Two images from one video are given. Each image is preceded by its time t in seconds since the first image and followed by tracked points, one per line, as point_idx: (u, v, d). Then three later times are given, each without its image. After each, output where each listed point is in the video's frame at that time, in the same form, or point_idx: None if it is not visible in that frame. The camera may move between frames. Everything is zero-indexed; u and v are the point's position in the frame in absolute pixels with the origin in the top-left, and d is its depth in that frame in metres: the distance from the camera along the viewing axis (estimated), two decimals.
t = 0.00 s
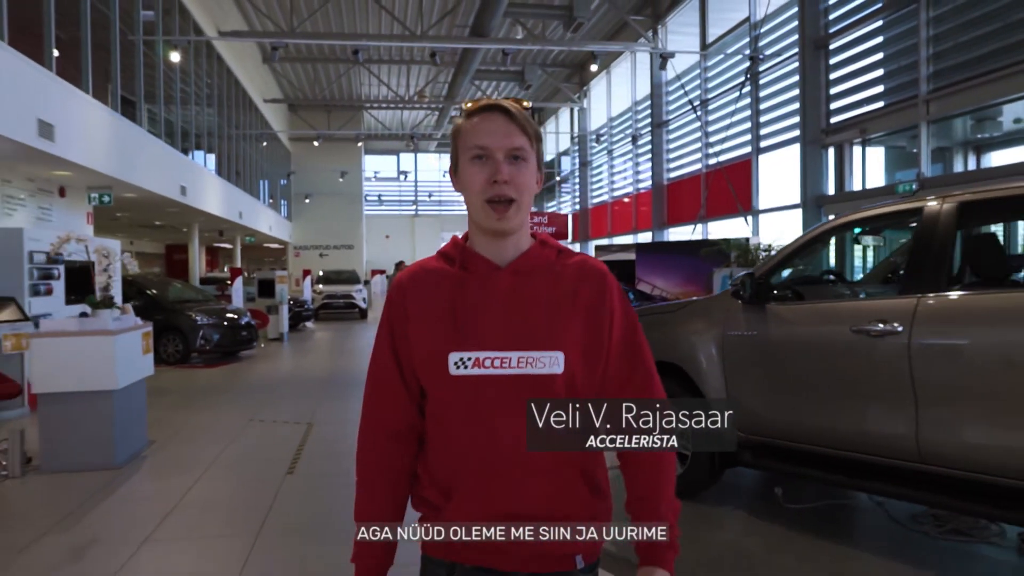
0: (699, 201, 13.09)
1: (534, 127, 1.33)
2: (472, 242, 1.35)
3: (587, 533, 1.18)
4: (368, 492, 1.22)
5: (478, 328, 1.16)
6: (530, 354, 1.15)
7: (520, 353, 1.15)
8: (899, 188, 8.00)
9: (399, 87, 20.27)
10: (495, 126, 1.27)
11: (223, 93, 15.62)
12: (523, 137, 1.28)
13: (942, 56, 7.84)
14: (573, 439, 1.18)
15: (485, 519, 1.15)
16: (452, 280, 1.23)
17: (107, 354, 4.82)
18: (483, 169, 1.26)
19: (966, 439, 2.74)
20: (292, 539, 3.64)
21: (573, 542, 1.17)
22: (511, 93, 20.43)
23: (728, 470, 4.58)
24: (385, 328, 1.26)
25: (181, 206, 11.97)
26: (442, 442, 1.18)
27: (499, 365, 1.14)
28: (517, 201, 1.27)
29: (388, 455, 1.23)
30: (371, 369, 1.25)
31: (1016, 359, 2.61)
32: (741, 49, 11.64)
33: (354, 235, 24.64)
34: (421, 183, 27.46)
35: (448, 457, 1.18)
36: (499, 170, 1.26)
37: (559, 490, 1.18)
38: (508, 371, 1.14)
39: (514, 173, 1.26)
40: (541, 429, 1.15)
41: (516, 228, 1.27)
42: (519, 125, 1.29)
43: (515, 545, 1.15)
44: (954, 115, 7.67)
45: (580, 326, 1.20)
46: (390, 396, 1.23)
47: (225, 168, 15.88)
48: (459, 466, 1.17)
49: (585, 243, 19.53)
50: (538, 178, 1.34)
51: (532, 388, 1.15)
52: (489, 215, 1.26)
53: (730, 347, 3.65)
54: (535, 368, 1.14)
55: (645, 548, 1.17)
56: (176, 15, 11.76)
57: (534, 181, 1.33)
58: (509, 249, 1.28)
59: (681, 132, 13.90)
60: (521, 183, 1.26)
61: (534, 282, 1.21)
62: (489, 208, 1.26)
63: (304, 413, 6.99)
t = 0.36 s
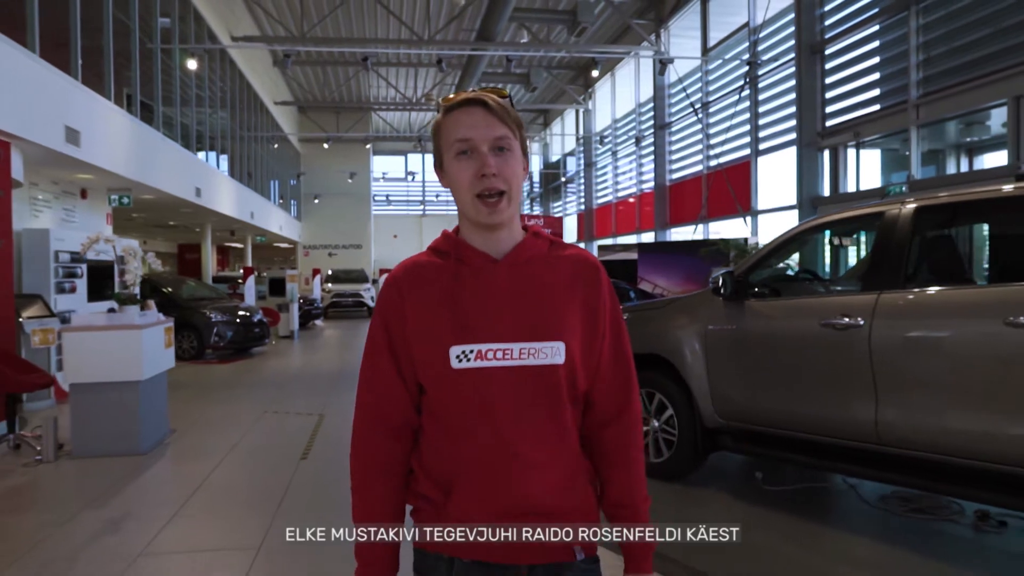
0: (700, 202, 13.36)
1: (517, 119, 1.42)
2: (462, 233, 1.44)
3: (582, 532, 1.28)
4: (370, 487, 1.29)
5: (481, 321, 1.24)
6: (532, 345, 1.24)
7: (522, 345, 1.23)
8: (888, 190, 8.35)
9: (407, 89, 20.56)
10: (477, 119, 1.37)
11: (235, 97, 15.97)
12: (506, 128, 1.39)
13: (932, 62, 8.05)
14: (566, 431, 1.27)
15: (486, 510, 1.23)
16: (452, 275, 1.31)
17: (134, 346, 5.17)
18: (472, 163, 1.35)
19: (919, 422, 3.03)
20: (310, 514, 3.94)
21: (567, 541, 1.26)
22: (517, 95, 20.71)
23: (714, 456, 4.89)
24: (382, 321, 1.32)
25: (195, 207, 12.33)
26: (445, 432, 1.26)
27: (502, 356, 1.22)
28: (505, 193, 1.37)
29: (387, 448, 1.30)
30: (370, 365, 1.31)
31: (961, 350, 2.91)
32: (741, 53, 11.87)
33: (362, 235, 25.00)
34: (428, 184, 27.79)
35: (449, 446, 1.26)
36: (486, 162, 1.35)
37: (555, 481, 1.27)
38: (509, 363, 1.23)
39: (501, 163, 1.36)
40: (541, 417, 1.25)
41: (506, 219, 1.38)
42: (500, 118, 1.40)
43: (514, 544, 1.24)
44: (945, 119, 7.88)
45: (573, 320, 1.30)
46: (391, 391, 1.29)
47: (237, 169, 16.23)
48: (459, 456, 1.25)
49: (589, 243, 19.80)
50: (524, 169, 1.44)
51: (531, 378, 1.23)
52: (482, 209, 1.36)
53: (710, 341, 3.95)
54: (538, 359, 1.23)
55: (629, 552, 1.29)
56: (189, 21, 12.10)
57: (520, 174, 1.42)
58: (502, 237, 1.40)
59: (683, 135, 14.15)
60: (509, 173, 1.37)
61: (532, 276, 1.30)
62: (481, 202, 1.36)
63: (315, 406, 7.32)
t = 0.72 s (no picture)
0: (701, 203, 13.65)
1: (563, 139, 1.45)
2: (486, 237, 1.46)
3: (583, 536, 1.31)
4: (382, 479, 1.23)
5: (500, 328, 1.27)
6: (545, 355, 1.27)
7: (536, 354, 1.27)
8: (880, 192, 8.62)
9: (414, 92, 20.87)
10: (527, 133, 1.39)
11: (246, 99, 16.33)
12: (553, 148, 1.41)
13: (922, 68, 8.27)
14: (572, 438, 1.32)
15: (493, 508, 1.25)
16: (472, 277, 1.33)
17: (159, 341, 5.51)
18: (514, 175, 1.36)
19: (881, 408, 3.31)
20: (327, 495, 4.23)
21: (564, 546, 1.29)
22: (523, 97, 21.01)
23: (705, 444, 5.18)
24: (400, 317, 1.30)
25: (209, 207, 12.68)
26: (458, 434, 1.26)
27: (516, 364, 1.25)
28: (540, 211, 1.39)
29: (400, 440, 1.25)
30: (386, 357, 1.28)
31: (919, 343, 3.17)
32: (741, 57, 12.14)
33: (370, 235, 25.35)
34: (436, 184, 28.12)
35: (462, 448, 1.26)
36: (528, 177, 1.36)
37: (558, 485, 1.30)
38: (523, 370, 1.25)
39: (542, 180, 1.38)
40: (551, 425, 1.27)
41: (535, 233, 1.41)
42: (549, 136, 1.42)
43: (513, 544, 1.26)
44: (937, 124, 8.08)
45: (582, 333, 1.36)
46: (407, 383, 1.26)
47: (249, 170, 16.57)
48: (472, 453, 1.25)
49: (594, 243, 20.08)
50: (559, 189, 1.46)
51: (544, 387, 1.27)
52: (516, 219, 1.37)
53: (698, 335, 4.24)
54: (550, 369, 1.27)
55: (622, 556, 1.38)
56: (202, 28, 12.40)
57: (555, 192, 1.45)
58: (527, 246, 1.43)
59: (686, 137, 14.41)
60: (547, 190, 1.39)
61: (547, 288, 1.35)
62: (515, 213, 1.38)
63: (326, 399, 7.64)
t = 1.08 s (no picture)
0: (702, 203, 13.92)
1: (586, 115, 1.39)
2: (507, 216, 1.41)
3: (586, 536, 1.22)
4: (383, 456, 1.26)
5: (503, 306, 1.21)
6: (546, 337, 1.19)
7: (537, 335, 1.19)
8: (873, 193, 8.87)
9: (421, 93, 21.15)
10: (553, 107, 1.35)
11: (257, 102, 16.66)
12: (574, 123, 1.36)
13: (913, 72, 8.49)
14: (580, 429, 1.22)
15: (491, 497, 1.20)
16: (478, 256, 1.29)
17: (179, 336, 5.84)
18: (532, 146, 1.32)
19: (851, 395, 3.57)
20: (338, 479, 4.52)
21: (567, 544, 1.21)
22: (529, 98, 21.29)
23: (697, 433, 5.45)
24: (414, 296, 1.30)
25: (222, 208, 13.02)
26: (455, 415, 1.23)
27: (515, 344, 1.19)
28: (559, 182, 1.33)
29: (405, 424, 1.27)
30: (397, 340, 1.29)
31: (883, 335, 3.43)
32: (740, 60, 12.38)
33: (378, 234, 25.68)
34: (443, 184, 28.43)
35: (460, 430, 1.23)
36: (548, 148, 1.31)
37: (562, 480, 1.21)
38: (523, 351, 1.19)
39: (561, 155, 1.32)
40: (552, 410, 1.20)
41: (553, 207, 1.34)
42: (573, 112, 1.36)
43: (513, 543, 1.19)
44: (929, 125, 8.25)
45: (597, 311, 1.25)
46: (413, 365, 1.27)
47: (259, 171, 16.90)
48: (472, 441, 1.21)
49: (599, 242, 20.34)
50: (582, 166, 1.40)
51: (543, 369, 1.19)
52: (529, 190, 1.32)
53: (685, 328, 4.53)
54: (550, 351, 1.19)
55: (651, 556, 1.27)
56: (214, 33, 12.73)
57: (577, 171, 1.39)
58: (545, 223, 1.36)
59: (687, 139, 14.66)
60: (566, 164, 1.33)
61: (554, 269, 1.26)
62: (530, 186, 1.32)
63: (335, 393, 7.94)
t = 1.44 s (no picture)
0: (703, 202, 14.15)
1: (554, 119, 1.40)
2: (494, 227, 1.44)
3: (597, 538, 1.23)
4: (396, 469, 1.29)
5: (502, 312, 1.25)
6: (547, 337, 1.22)
7: (538, 336, 1.22)
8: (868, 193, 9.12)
9: (428, 94, 21.42)
10: (514, 116, 1.35)
11: (266, 103, 16.94)
12: (543, 129, 1.37)
13: (907, 75, 8.71)
14: (587, 429, 1.24)
15: (506, 501, 1.22)
16: (472, 267, 1.31)
17: (197, 331, 6.12)
18: (503, 160, 1.34)
19: (827, 384, 3.81)
20: (349, 464, 4.79)
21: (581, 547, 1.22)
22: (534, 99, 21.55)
23: (690, 423, 5.71)
24: (411, 313, 1.34)
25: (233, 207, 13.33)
26: (463, 420, 1.27)
27: (518, 348, 1.22)
28: (532, 191, 1.36)
29: (412, 438, 1.30)
30: (397, 357, 1.33)
31: (857, 329, 3.67)
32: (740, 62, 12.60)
33: (384, 232, 25.99)
34: (449, 183, 28.70)
35: (469, 434, 1.26)
36: (518, 160, 1.33)
37: (569, 477, 1.23)
38: (526, 353, 1.22)
39: (532, 162, 1.34)
40: (558, 409, 1.23)
41: (533, 213, 1.37)
42: (538, 117, 1.37)
43: (513, 544, 1.21)
44: (922, 128, 8.48)
45: (596, 308, 1.27)
46: (415, 380, 1.30)
47: (268, 171, 17.18)
48: (480, 445, 1.25)
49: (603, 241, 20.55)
50: (554, 171, 1.42)
51: (547, 370, 1.22)
52: (508, 203, 1.35)
53: (675, 323, 4.80)
54: (552, 351, 1.22)
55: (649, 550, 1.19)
56: (225, 37, 13.04)
57: (551, 173, 1.40)
58: (526, 230, 1.38)
59: (690, 140, 14.89)
60: (538, 171, 1.35)
61: (550, 272, 1.28)
62: (508, 198, 1.35)
63: (344, 386, 8.23)
